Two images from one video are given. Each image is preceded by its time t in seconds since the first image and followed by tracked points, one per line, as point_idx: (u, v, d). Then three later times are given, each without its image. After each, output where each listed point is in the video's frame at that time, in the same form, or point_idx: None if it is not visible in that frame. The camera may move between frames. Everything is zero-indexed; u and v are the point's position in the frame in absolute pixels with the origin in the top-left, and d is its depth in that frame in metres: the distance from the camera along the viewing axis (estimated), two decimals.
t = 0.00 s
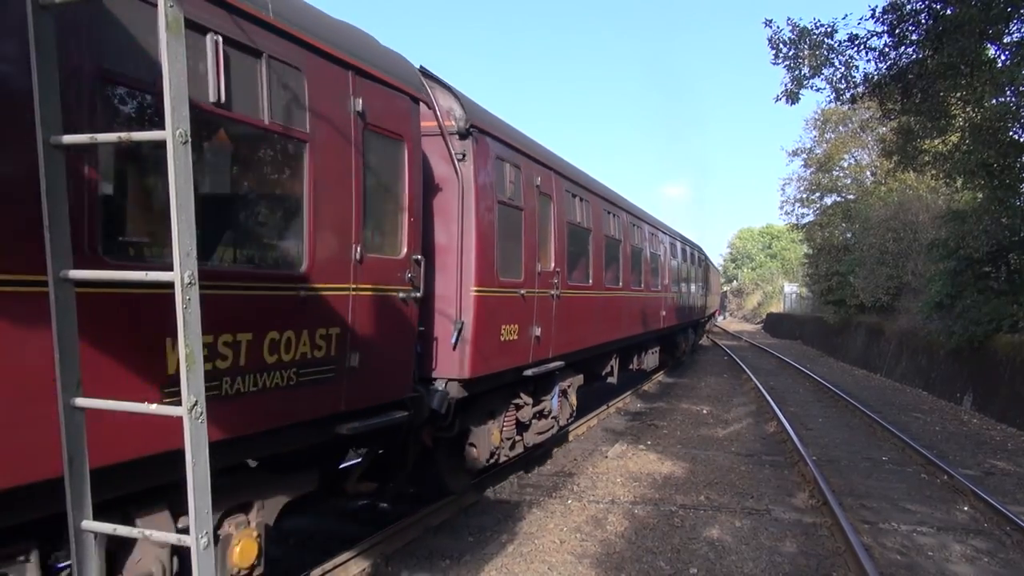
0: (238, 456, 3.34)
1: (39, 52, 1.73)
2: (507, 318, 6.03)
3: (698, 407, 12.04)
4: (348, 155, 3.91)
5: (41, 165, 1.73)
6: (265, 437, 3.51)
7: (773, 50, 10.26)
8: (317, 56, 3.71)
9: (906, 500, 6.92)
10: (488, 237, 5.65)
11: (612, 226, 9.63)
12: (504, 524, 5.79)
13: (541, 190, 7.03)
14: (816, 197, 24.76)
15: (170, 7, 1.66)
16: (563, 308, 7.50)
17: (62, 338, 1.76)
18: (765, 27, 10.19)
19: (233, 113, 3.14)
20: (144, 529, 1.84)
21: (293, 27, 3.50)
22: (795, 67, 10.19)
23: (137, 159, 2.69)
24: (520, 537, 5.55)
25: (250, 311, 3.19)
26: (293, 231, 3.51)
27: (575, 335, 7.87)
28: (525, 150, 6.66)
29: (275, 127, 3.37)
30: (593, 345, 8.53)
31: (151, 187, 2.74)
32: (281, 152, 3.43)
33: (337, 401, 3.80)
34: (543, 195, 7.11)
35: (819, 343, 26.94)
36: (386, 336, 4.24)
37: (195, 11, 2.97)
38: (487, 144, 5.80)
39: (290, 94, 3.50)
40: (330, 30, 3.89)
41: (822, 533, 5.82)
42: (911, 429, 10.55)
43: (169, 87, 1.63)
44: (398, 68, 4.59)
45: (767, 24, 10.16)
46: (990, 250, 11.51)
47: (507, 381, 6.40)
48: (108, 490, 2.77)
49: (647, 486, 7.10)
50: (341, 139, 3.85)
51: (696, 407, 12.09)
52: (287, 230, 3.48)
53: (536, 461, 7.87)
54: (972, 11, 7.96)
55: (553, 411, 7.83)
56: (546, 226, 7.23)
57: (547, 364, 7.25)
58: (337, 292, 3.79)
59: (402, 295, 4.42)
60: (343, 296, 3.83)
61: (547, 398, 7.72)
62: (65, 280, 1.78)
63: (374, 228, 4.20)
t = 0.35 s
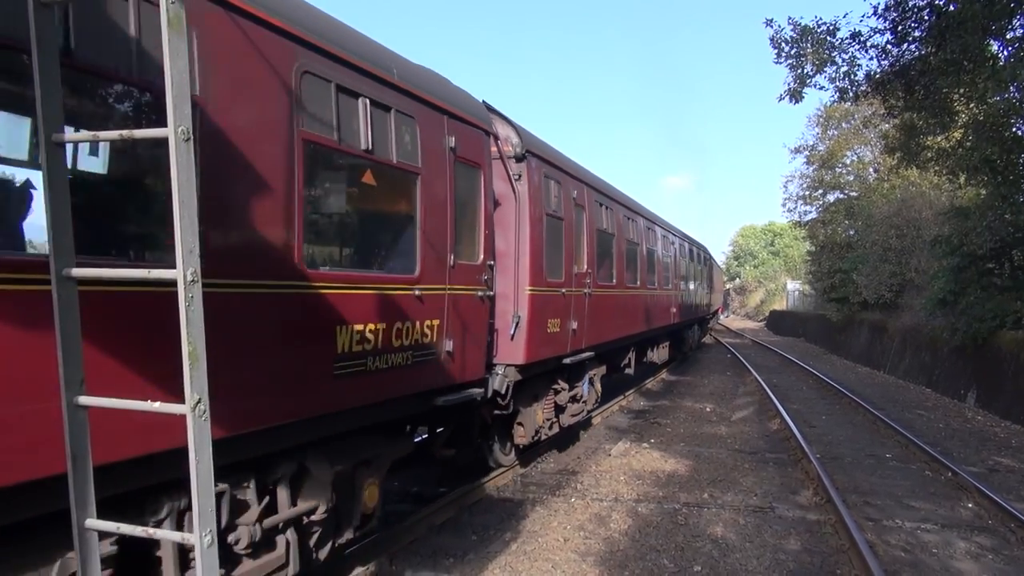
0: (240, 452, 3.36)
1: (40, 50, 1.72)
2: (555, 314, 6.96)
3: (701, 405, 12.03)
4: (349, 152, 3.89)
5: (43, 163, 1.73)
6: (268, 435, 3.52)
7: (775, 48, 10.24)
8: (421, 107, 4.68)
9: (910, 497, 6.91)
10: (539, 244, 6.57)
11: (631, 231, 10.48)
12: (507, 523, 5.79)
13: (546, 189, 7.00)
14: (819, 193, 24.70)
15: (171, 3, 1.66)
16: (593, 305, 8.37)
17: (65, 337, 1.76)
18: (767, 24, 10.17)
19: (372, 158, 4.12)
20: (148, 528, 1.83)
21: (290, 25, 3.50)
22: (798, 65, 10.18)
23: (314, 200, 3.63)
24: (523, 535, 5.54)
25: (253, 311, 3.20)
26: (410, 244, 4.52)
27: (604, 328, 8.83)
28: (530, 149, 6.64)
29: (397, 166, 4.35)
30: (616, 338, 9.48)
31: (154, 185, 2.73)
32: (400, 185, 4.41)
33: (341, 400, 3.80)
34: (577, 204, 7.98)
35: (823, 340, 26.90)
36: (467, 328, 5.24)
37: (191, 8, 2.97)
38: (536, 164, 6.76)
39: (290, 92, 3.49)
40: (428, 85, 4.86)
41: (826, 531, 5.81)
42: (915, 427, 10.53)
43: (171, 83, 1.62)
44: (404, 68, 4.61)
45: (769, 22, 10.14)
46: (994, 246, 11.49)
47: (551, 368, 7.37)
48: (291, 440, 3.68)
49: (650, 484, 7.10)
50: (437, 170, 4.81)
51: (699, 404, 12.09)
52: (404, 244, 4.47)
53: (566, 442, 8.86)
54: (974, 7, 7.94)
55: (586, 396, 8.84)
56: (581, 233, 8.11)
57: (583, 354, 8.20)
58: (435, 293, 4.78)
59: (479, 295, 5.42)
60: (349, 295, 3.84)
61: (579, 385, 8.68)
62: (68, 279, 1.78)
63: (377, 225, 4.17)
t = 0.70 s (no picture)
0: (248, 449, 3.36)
1: (44, 48, 1.71)
2: (590, 309, 7.89)
3: (706, 401, 12.01)
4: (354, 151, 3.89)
5: (47, 161, 1.72)
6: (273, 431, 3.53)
7: (779, 45, 10.21)
8: (490, 139, 5.71)
9: (916, 493, 6.89)
10: (579, 248, 7.54)
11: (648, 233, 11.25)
12: (512, 520, 5.78)
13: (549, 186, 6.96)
14: (823, 189, 24.63)
15: None
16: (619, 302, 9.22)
17: (70, 335, 1.75)
18: (771, 20, 10.13)
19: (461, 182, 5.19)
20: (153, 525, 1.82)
21: (294, 24, 3.49)
22: (803, 62, 10.14)
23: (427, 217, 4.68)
24: (529, 533, 5.53)
25: (258, 309, 3.20)
26: (485, 250, 5.55)
27: (630, 322, 9.78)
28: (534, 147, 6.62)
29: (474, 188, 5.37)
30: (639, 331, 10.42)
31: (159, 185, 2.72)
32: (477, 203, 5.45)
33: (345, 399, 3.80)
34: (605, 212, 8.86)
35: (828, 336, 26.81)
36: (527, 319, 6.30)
37: (197, 8, 2.95)
38: (577, 179, 7.74)
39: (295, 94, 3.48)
40: (498, 121, 5.91)
41: (831, 527, 5.79)
42: (920, 423, 10.50)
43: (175, 78, 1.61)
44: (407, 68, 4.61)
45: (773, 18, 10.11)
46: (1000, 242, 11.45)
47: (583, 357, 8.30)
48: (406, 406, 4.70)
49: (655, 481, 7.08)
50: (501, 189, 5.84)
51: (703, 402, 12.06)
52: (482, 251, 5.51)
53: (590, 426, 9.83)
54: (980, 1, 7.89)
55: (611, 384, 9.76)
56: (609, 238, 8.99)
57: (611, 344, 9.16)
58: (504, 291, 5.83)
59: (536, 291, 6.49)
60: (353, 292, 3.84)
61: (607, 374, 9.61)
62: (72, 277, 1.77)
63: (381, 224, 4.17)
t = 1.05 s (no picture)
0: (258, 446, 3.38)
1: (53, 46, 1.72)
2: (622, 304, 8.90)
3: (712, 398, 12.00)
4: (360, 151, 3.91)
5: (57, 161, 1.73)
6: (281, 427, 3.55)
7: (785, 41, 10.17)
8: (543, 159, 6.69)
9: (923, 490, 6.87)
10: (613, 251, 8.53)
11: (665, 234, 12.11)
12: (519, 517, 5.78)
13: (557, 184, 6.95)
14: (830, 186, 24.55)
15: None
16: (643, 297, 10.10)
17: (80, 333, 1.76)
18: (778, 16, 10.09)
19: (526, 198, 6.19)
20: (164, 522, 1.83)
21: (298, 23, 3.48)
22: (809, 57, 10.11)
23: (501, 229, 5.69)
24: (535, 530, 5.53)
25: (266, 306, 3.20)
26: (542, 254, 6.49)
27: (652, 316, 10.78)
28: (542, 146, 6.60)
29: (534, 202, 6.33)
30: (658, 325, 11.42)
31: (167, 184, 2.73)
32: (536, 213, 6.41)
33: (352, 396, 3.81)
34: (630, 217, 9.76)
35: (834, 333, 26.73)
36: (574, 312, 7.27)
37: (201, 8, 2.95)
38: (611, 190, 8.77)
39: (300, 93, 3.48)
40: (550, 143, 6.88)
41: (838, 525, 5.78)
42: (928, 420, 10.46)
43: (182, 76, 1.62)
44: (415, 66, 4.61)
45: (779, 14, 10.07)
46: (1008, 239, 11.40)
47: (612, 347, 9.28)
48: (483, 383, 5.72)
49: (662, 479, 7.07)
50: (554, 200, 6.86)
51: (710, 399, 12.04)
52: (540, 254, 6.48)
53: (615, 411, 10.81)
54: None
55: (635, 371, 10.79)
56: (635, 241, 9.88)
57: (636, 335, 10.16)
58: (556, 289, 6.82)
59: (581, 288, 7.46)
60: (359, 290, 3.84)
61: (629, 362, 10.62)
62: (83, 274, 1.78)
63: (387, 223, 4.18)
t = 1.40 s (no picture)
0: (265, 443, 3.38)
1: (62, 46, 1.73)
2: (647, 301, 9.90)
3: (719, 396, 11.98)
4: (365, 152, 3.91)
5: (66, 161, 1.74)
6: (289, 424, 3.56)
7: (792, 36, 10.14)
8: (584, 174, 7.62)
9: (930, 488, 6.85)
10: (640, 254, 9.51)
11: (678, 235, 12.59)
12: (525, 515, 5.79)
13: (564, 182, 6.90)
14: (837, 183, 24.46)
15: None
16: (664, 295, 11.12)
17: (88, 331, 1.77)
18: (784, 12, 10.05)
19: (573, 209, 7.18)
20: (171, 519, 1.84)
21: (304, 24, 3.47)
22: (816, 52, 10.07)
23: (508, 229, 5.68)
24: (542, 528, 5.54)
25: (273, 304, 3.21)
26: (585, 257, 7.46)
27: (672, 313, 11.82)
28: (549, 144, 6.56)
29: (580, 213, 7.35)
30: (676, 320, 12.46)
31: (174, 182, 2.74)
32: (580, 222, 7.37)
33: (357, 395, 3.80)
34: (654, 222, 10.74)
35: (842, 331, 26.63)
36: (609, 308, 8.26)
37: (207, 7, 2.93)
38: (639, 199, 9.76)
39: (306, 92, 3.47)
40: (589, 159, 7.79)
41: (845, 523, 5.76)
42: (935, 418, 10.42)
43: (190, 76, 1.62)
44: (422, 66, 4.60)
45: (786, 9, 10.03)
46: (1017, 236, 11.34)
47: (638, 340, 10.26)
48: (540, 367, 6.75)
49: (668, 477, 7.06)
50: (595, 211, 7.84)
51: (716, 396, 12.02)
52: (583, 257, 7.45)
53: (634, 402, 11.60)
54: None
55: (656, 362, 11.82)
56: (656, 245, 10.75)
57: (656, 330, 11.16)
58: (596, 287, 7.78)
59: (615, 286, 8.44)
60: (365, 288, 3.84)
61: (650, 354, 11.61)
62: (91, 273, 1.78)
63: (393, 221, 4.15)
